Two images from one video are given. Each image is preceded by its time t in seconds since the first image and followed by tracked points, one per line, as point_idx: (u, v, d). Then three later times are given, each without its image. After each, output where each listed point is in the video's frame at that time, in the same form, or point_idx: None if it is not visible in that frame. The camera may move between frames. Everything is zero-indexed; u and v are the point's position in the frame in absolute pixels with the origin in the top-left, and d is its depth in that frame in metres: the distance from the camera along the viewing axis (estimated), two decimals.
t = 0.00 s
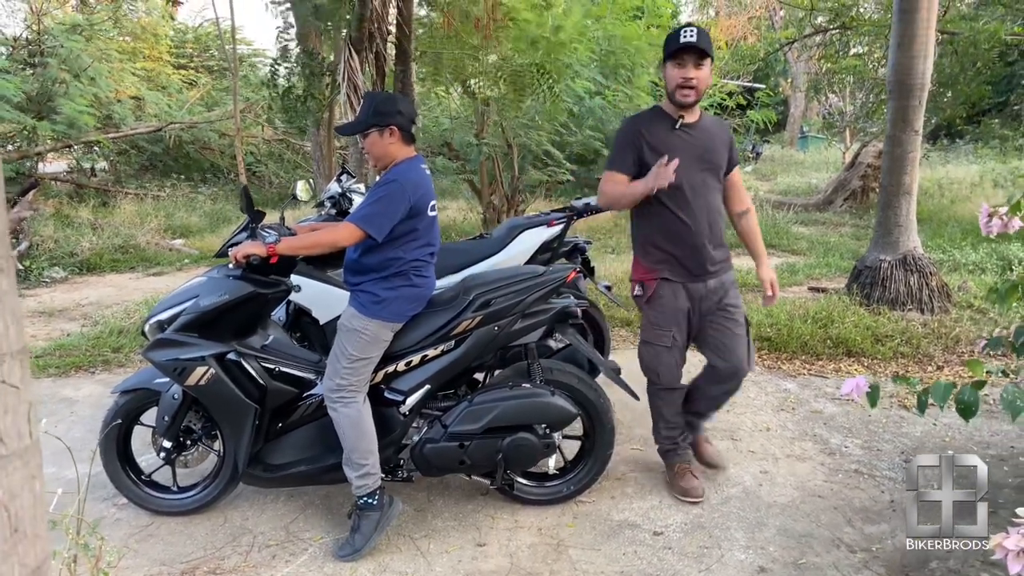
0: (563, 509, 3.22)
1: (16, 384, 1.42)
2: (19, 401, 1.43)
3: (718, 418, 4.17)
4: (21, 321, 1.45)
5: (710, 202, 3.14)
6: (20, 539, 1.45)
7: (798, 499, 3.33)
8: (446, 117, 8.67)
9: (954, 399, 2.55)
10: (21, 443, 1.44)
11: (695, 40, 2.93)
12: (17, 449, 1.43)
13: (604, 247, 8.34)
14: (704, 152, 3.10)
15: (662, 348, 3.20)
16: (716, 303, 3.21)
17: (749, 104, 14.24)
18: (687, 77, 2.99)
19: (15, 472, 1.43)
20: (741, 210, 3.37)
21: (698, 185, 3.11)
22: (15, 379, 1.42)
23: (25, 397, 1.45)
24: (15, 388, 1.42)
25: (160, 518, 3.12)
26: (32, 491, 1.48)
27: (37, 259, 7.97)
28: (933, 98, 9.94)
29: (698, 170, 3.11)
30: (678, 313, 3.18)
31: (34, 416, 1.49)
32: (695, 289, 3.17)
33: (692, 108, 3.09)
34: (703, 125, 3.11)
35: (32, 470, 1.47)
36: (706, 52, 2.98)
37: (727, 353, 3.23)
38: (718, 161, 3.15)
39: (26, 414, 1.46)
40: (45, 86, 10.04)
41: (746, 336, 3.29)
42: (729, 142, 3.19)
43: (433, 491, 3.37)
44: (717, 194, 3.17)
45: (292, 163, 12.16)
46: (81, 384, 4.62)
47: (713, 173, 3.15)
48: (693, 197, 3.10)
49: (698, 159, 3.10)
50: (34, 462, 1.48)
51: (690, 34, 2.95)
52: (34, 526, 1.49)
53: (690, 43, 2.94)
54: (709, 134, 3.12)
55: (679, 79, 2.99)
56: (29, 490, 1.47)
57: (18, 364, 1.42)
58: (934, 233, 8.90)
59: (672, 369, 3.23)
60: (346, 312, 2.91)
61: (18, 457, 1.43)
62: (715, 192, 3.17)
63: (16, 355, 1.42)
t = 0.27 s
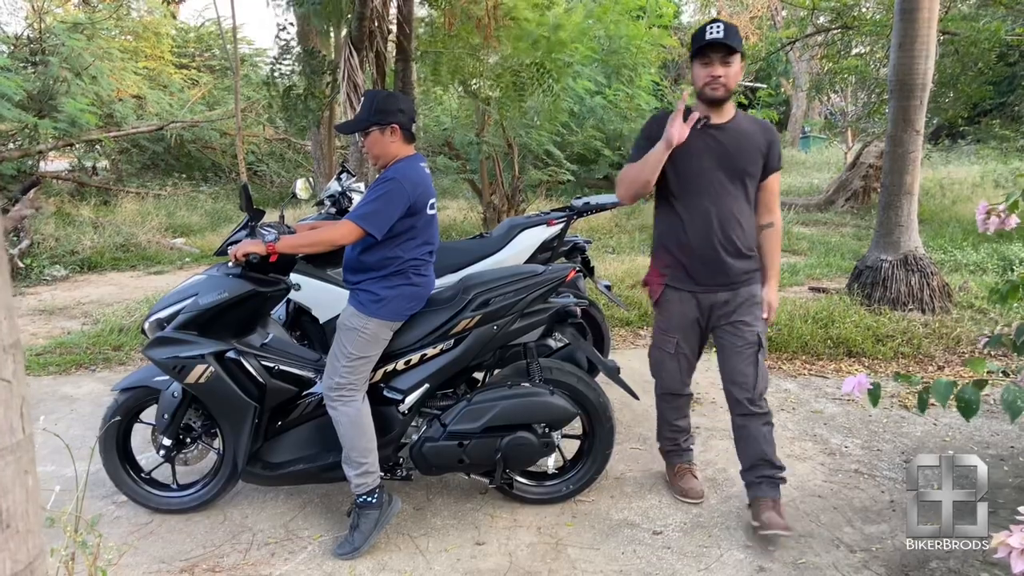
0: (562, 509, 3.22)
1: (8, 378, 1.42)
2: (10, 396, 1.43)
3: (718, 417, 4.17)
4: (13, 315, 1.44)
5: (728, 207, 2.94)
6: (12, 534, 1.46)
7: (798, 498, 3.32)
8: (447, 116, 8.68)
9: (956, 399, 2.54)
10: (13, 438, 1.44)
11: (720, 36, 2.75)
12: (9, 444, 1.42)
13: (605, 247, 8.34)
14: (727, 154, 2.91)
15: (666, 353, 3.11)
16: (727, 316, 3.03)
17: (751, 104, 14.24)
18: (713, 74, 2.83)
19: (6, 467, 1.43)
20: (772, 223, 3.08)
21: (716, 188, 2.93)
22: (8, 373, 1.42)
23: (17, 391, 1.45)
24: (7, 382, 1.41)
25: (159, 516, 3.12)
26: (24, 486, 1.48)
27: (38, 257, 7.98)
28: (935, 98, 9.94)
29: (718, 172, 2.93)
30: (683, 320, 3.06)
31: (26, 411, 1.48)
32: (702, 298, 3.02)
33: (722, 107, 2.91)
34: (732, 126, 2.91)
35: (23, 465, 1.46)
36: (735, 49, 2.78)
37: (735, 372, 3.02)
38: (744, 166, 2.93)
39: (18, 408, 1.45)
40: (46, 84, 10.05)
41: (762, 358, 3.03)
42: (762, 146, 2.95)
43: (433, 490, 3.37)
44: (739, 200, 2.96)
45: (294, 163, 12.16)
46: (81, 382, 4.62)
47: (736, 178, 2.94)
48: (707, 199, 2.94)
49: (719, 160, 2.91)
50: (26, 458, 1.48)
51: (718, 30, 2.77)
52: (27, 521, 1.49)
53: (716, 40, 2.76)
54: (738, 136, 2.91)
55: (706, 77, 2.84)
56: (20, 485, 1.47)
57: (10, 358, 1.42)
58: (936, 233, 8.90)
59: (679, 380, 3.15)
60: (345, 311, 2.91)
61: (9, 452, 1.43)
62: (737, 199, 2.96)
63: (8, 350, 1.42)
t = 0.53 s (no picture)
0: (562, 507, 3.21)
1: (3, 374, 1.41)
2: (5, 392, 1.42)
3: (719, 416, 4.16)
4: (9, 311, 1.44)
5: (750, 212, 2.79)
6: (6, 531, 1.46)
7: (798, 497, 3.32)
8: (448, 114, 8.67)
9: (957, 399, 2.53)
10: (8, 434, 1.44)
11: (741, 56, 2.62)
12: (3, 441, 1.42)
13: (606, 245, 8.34)
14: (753, 158, 2.75)
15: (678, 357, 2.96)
16: (744, 326, 2.87)
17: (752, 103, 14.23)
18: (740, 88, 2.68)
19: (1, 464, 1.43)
20: (823, 232, 2.81)
21: (737, 191, 2.79)
22: (2, 370, 1.42)
23: (12, 388, 1.44)
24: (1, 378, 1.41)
25: (159, 514, 3.12)
26: (18, 483, 1.48)
27: (39, 255, 7.98)
28: (936, 97, 9.92)
29: (744, 178, 2.78)
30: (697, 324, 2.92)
31: (21, 407, 1.48)
32: (717, 305, 2.88)
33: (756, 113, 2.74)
34: (763, 129, 2.74)
35: (19, 462, 1.47)
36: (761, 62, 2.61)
37: (749, 388, 2.88)
38: (772, 170, 2.74)
39: (13, 405, 1.45)
40: (47, 82, 10.04)
41: (780, 376, 2.85)
42: (801, 151, 2.73)
43: (433, 488, 3.36)
44: (768, 206, 2.79)
45: (295, 160, 12.16)
46: (81, 379, 4.62)
47: (762, 182, 2.77)
48: (730, 204, 2.81)
49: (743, 164, 2.77)
50: (21, 455, 1.48)
51: (741, 49, 2.63)
52: (21, 518, 1.50)
53: (737, 60, 2.63)
54: (769, 140, 2.73)
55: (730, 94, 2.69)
56: (15, 482, 1.46)
57: (5, 355, 1.42)
58: (937, 232, 8.89)
59: (689, 392, 2.95)
60: (345, 309, 2.90)
61: (4, 449, 1.43)
62: (762, 203, 2.79)
63: (3, 346, 1.41)
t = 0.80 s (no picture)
0: (562, 505, 3.21)
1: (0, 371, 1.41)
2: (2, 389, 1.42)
3: (719, 414, 4.16)
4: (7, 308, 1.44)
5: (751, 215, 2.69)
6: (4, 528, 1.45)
7: (798, 495, 3.32)
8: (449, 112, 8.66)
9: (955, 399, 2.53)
10: (5, 432, 1.43)
11: (732, 65, 2.55)
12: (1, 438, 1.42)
13: (607, 242, 8.34)
14: (757, 160, 2.65)
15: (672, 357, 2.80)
16: (744, 333, 2.76)
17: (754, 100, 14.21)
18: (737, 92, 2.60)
19: None
20: (845, 233, 2.63)
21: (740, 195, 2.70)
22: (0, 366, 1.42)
23: (9, 384, 1.44)
24: None
25: (159, 511, 3.12)
26: (16, 480, 1.48)
27: (40, 252, 7.98)
28: (938, 95, 9.91)
29: (746, 182, 2.69)
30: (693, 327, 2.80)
31: (19, 404, 1.48)
32: (717, 309, 2.77)
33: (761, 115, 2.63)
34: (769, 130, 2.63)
35: (16, 459, 1.46)
36: (754, 66, 2.52)
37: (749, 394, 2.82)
38: (775, 172, 2.63)
39: (10, 402, 1.45)
40: (49, 79, 10.04)
41: (779, 383, 2.76)
42: (809, 151, 2.59)
43: (433, 485, 3.36)
44: (774, 209, 2.67)
45: (296, 158, 12.16)
46: (82, 376, 4.63)
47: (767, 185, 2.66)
48: (732, 206, 2.72)
49: (745, 166, 2.68)
50: (19, 452, 1.48)
51: (731, 56, 2.55)
52: (18, 515, 1.49)
53: (728, 69, 2.56)
54: (775, 142, 2.62)
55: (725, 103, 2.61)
56: (13, 479, 1.46)
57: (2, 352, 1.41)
58: (939, 229, 8.88)
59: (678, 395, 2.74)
60: (346, 306, 2.90)
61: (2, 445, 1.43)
62: (766, 207, 2.67)
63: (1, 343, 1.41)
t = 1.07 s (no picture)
0: (565, 501, 3.22)
1: (4, 367, 1.41)
2: (7, 385, 1.43)
3: (721, 411, 4.16)
4: (10, 305, 1.44)
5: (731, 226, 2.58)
6: (8, 524, 1.46)
7: (800, 492, 3.32)
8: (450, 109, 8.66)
9: (956, 398, 2.53)
10: (9, 428, 1.43)
11: (699, 69, 2.45)
12: (6, 434, 1.42)
13: (609, 239, 8.34)
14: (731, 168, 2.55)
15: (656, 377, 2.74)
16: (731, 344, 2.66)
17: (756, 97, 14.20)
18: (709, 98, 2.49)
19: (3, 456, 1.43)
20: (812, 238, 2.46)
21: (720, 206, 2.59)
22: (4, 362, 1.42)
23: (14, 380, 1.45)
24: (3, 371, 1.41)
25: (161, 507, 3.13)
26: (21, 476, 1.48)
27: (42, 249, 7.99)
28: (941, 92, 9.88)
29: (724, 191, 2.58)
30: (680, 345, 2.69)
31: (23, 402, 1.48)
32: (701, 322, 2.67)
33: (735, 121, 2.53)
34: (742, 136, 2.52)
35: (21, 455, 1.47)
36: (724, 69, 2.42)
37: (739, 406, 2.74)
38: (752, 178, 2.52)
39: (15, 398, 1.45)
40: (50, 76, 10.05)
41: (769, 394, 2.68)
42: (783, 156, 2.48)
43: (436, 482, 3.37)
44: (752, 218, 2.56)
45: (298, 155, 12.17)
46: (85, 373, 4.64)
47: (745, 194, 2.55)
48: (709, 218, 2.61)
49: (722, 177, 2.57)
50: (23, 448, 1.48)
51: (699, 61, 2.45)
52: (24, 511, 1.50)
53: (695, 76, 2.46)
54: (750, 148, 2.51)
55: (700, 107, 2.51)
56: (17, 475, 1.47)
57: (7, 348, 1.42)
58: (941, 227, 8.87)
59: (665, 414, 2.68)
60: (348, 303, 2.90)
61: (7, 442, 1.43)
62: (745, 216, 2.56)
63: (5, 340, 1.41)
